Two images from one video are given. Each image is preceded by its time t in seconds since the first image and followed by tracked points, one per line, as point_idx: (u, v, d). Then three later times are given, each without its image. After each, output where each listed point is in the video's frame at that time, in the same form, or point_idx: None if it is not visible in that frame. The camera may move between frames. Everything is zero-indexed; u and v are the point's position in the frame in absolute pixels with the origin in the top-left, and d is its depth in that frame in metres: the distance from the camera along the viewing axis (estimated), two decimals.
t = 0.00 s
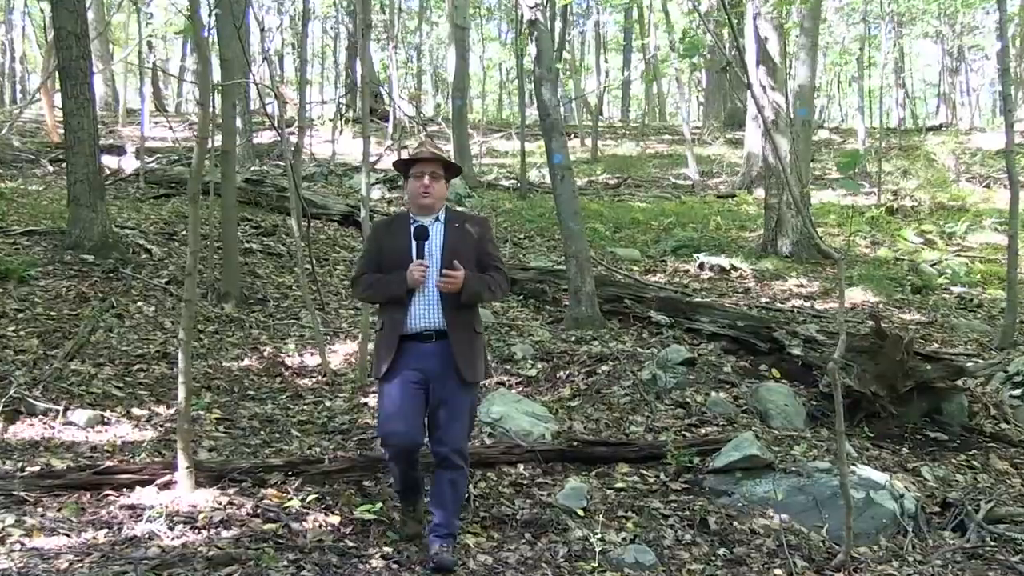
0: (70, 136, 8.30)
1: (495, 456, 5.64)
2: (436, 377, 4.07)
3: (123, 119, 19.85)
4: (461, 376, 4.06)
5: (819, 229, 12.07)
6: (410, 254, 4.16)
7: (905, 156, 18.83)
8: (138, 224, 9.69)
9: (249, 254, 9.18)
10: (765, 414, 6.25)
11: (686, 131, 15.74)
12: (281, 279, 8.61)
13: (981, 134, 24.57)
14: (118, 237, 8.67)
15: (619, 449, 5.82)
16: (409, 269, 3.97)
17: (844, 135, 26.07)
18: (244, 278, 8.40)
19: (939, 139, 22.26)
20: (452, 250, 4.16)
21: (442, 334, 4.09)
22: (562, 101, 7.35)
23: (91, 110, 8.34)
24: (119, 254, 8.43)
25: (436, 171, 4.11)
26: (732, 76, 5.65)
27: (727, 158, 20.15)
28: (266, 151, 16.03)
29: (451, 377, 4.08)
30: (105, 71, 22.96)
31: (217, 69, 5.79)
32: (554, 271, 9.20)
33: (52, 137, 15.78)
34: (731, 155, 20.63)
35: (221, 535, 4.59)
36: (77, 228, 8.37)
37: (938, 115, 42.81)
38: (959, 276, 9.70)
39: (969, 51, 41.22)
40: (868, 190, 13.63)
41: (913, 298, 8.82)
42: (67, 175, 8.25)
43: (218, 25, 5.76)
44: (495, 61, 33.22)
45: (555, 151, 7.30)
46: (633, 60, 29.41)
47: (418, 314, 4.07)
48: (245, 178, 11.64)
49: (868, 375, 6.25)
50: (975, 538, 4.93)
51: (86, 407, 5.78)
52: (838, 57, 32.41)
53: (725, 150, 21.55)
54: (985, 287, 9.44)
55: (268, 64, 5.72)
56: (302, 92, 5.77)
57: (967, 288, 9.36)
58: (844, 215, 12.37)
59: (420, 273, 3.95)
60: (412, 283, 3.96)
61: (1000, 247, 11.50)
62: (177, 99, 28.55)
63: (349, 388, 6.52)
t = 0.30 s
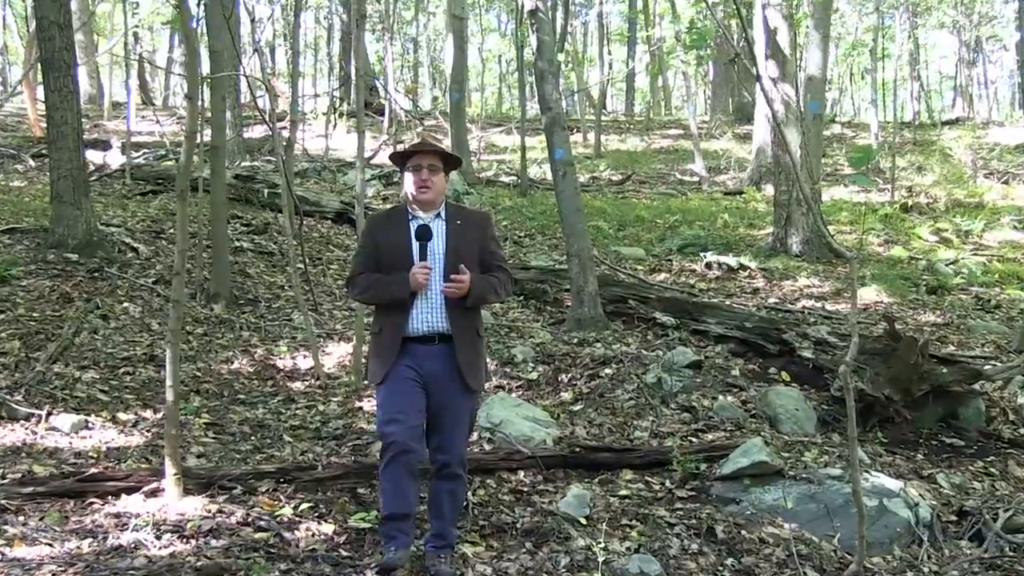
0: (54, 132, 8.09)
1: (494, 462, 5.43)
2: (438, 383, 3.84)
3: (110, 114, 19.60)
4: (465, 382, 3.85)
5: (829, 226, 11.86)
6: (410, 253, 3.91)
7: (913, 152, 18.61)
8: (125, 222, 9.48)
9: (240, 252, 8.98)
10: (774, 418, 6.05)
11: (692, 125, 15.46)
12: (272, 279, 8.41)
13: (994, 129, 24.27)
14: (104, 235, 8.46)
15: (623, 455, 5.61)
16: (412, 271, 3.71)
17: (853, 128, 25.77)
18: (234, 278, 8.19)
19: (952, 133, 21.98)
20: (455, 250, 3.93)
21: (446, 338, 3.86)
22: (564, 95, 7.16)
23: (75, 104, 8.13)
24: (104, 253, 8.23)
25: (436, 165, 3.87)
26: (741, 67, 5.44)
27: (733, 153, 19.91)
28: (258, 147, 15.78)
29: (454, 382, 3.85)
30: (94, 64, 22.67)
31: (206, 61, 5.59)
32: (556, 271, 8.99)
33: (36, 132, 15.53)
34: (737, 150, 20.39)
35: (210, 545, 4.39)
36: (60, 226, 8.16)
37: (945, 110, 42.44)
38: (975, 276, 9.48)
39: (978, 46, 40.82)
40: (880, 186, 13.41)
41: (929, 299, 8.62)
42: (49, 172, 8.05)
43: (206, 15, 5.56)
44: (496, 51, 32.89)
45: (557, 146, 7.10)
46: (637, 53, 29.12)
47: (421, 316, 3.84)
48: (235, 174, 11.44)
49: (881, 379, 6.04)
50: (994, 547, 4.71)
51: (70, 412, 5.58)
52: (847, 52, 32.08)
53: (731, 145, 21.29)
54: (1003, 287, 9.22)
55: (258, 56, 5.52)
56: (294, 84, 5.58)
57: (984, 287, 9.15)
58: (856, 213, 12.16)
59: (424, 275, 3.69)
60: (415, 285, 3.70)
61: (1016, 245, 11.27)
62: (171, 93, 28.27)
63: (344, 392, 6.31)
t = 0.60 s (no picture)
0: (35, 127, 7.87)
1: (493, 469, 5.23)
2: (438, 394, 3.58)
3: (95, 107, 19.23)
4: (465, 393, 3.61)
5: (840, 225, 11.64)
6: (404, 256, 3.59)
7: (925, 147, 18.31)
8: (110, 221, 9.28)
9: (228, 251, 8.78)
10: (784, 424, 5.85)
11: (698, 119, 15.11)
12: (263, 279, 8.20)
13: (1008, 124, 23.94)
14: (88, 234, 8.26)
15: (627, 462, 5.41)
16: (412, 274, 3.38)
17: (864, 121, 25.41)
18: (224, 279, 7.99)
19: (968, 127, 21.62)
20: (451, 253, 3.66)
21: (445, 345, 3.59)
22: (565, 89, 6.98)
23: (58, 98, 7.91)
24: (88, 252, 8.03)
25: (425, 165, 3.59)
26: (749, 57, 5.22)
27: (741, 147, 19.64)
28: (249, 142, 15.52)
29: (454, 393, 3.60)
30: (77, 55, 22.22)
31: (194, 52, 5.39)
32: (557, 270, 8.78)
33: (13, 124, 15.18)
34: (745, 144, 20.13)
35: (198, 555, 4.19)
36: (43, 224, 7.96)
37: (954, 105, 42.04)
38: (993, 276, 9.26)
39: (989, 40, 40.36)
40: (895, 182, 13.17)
41: (946, 300, 8.41)
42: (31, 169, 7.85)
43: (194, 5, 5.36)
44: (497, 43, 32.55)
45: (558, 140, 6.90)
46: (641, 46, 28.80)
47: (419, 323, 3.54)
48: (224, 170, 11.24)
49: (895, 383, 5.89)
50: (1014, 557, 4.50)
51: (52, 417, 5.38)
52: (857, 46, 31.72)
53: (738, 140, 21.00)
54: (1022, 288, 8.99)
55: (248, 48, 5.33)
56: (285, 77, 5.39)
57: (1003, 288, 8.93)
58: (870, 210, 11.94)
59: (425, 278, 3.38)
60: (416, 290, 3.38)
61: None
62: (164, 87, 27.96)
63: (338, 396, 6.11)
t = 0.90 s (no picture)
0: (17, 122, 7.67)
1: (493, 476, 5.03)
2: (423, 403, 3.37)
3: (78, 100, 18.81)
4: (452, 402, 3.41)
5: (853, 223, 11.43)
6: (386, 257, 3.41)
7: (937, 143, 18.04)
8: (96, 219, 9.07)
9: (217, 250, 8.58)
10: (794, 429, 5.66)
11: (705, 112, 14.79)
12: (253, 279, 8.02)
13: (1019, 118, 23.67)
14: (71, 232, 8.06)
15: (631, 468, 5.22)
16: (397, 274, 3.23)
17: (875, 115, 25.07)
18: (213, 278, 7.80)
19: (985, 122, 21.27)
20: (436, 253, 3.49)
21: (430, 351, 3.40)
22: (567, 83, 6.79)
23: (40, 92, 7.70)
24: (72, 251, 7.85)
25: (406, 160, 3.43)
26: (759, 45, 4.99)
27: (748, 141, 19.37)
28: (238, 136, 15.27)
29: (441, 402, 3.40)
30: (62, 46, 21.77)
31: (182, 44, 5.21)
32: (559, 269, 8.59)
33: None
34: (753, 139, 19.86)
35: (187, 565, 3.99)
36: (24, 222, 7.75)
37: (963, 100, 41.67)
38: (1010, 275, 9.06)
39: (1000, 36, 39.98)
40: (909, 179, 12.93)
41: (962, 300, 8.24)
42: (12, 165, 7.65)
43: None
44: (498, 36, 32.23)
45: (560, 135, 6.72)
46: (645, 40, 28.50)
47: (402, 327, 3.35)
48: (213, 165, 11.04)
49: (910, 387, 5.68)
50: None
51: (34, 422, 5.18)
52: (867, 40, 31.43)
53: (744, 134, 20.73)
54: None
55: (239, 40, 5.13)
56: (276, 69, 5.21)
57: (1020, 287, 8.73)
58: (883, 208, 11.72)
59: (410, 277, 3.22)
60: (400, 290, 3.21)
61: None
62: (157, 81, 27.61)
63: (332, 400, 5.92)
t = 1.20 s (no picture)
0: None
1: (492, 483, 4.84)
2: (417, 408, 3.18)
3: (61, 93, 18.36)
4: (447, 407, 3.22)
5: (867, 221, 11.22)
6: (379, 253, 3.22)
7: (949, 137, 17.78)
8: (80, 217, 8.86)
9: (206, 249, 8.39)
10: (805, 435, 5.47)
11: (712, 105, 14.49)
12: (244, 279, 7.84)
13: None
14: (53, 230, 7.86)
15: (636, 475, 5.02)
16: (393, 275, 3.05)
17: (888, 108, 24.76)
18: (202, 278, 7.62)
19: (1002, 115, 20.96)
20: (431, 250, 3.29)
21: (423, 353, 3.22)
22: (570, 76, 6.59)
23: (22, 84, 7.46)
24: (52, 250, 7.64)
25: (400, 150, 3.26)
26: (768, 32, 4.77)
27: (757, 136, 19.12)
28: (231, 131, 15.02)
29: (435, 407, 3.21)
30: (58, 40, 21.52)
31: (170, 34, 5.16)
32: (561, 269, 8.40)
33: None
34: (762, 133, 19.59)
35: None
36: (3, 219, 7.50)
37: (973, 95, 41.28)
38: None
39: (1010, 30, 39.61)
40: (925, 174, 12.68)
41: (980, 301, 8.06)
42: None
43: None
44: (501, 31, 31.93)
45: (563, 130, 6.53)
46: (650, 35, 28.21)
47: (395, 329, 3.17)
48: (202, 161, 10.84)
49: (926, 390, 5.47)
50: None
51: (15, 428, 4.98)
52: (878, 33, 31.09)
53: (752, 129, 20.48)
54: None
55: (228, 30, 4.93)
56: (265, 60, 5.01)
57: None
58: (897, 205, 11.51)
59: (405, 278, 3.05)
60: (394, 291, 3.04)
61: None
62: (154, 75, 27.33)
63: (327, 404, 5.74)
